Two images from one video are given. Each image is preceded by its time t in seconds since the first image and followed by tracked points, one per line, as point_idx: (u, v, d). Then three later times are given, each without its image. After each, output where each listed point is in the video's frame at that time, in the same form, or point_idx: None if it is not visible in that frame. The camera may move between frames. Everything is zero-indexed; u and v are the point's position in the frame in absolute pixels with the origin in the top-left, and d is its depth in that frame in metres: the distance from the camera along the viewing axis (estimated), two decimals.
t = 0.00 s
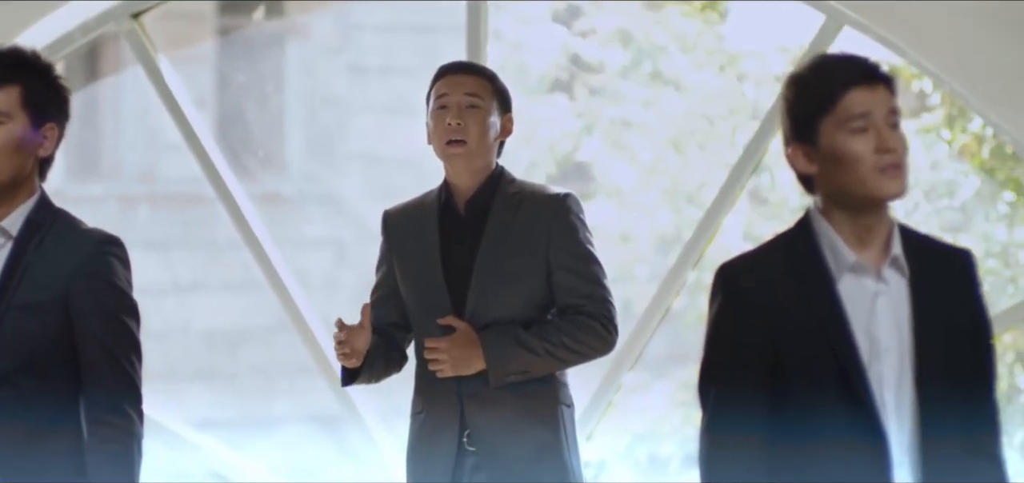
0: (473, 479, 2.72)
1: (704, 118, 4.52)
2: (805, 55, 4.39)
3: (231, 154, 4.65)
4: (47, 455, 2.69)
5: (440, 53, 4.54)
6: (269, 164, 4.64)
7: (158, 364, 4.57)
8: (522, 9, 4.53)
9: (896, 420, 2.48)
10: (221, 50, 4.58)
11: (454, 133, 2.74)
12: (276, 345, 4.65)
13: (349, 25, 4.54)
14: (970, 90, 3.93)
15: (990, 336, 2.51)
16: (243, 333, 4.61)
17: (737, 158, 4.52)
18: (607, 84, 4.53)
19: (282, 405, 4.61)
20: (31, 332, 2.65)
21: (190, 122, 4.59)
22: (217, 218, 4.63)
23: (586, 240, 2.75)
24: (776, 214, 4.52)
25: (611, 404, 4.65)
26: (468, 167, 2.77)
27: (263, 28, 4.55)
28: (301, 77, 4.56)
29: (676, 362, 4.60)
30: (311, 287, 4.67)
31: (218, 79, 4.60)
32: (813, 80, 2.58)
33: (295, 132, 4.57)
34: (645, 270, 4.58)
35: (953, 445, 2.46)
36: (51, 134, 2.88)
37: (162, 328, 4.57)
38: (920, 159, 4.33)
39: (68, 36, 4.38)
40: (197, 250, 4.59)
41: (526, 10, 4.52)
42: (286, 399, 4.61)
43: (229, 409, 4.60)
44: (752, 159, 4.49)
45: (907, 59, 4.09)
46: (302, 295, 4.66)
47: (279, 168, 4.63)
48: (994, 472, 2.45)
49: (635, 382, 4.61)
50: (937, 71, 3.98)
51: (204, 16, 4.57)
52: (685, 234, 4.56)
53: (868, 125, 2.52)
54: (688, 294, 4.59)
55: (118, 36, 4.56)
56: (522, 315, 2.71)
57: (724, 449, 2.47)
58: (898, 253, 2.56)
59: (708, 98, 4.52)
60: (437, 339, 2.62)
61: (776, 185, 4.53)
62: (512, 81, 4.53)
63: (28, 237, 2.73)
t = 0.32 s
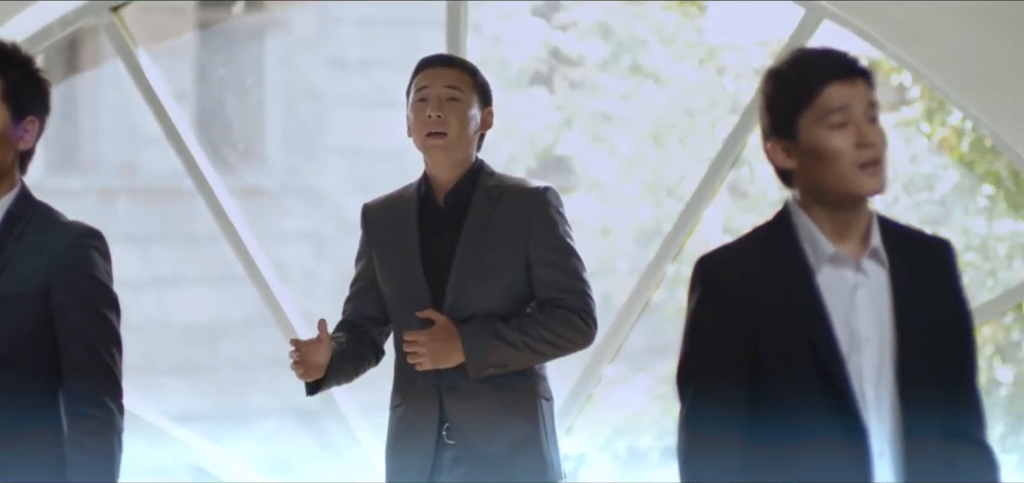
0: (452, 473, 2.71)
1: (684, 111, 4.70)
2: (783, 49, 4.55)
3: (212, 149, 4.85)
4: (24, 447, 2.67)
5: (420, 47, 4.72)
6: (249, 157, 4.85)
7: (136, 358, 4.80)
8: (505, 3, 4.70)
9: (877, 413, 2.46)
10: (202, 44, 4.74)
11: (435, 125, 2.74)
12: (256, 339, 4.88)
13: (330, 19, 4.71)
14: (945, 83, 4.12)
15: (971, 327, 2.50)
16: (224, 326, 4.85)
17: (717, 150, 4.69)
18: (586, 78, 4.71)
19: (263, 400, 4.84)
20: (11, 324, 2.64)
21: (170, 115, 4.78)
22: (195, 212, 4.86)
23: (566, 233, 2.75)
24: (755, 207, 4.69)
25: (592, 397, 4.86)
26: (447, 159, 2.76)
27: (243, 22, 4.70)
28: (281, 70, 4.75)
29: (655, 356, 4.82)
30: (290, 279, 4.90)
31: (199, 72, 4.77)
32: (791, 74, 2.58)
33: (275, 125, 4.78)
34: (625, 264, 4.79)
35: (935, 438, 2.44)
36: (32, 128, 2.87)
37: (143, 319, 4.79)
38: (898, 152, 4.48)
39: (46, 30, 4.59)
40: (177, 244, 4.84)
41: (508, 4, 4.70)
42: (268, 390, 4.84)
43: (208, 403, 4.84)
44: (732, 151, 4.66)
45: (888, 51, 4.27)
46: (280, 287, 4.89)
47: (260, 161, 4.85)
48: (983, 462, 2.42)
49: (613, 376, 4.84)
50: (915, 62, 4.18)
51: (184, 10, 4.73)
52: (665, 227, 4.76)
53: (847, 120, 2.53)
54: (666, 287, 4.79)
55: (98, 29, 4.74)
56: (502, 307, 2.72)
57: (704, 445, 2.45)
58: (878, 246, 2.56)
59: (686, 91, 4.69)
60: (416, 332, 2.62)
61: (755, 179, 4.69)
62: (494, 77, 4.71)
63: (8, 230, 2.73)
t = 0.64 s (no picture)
0: (429, 469, 2.72)
1: (663, 105, 4.84)
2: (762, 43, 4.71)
3: (190, 144, 4.98)
4: None
5: (398, 42, 4.87)
6: (226, 150, 4.99)
7: (113, 352, 4.89)
8: None
9: (856, 409, 2.45)
10: (179, 37, 4.89)
11: (412, 119, 2.74)
12: (233, 334, 4.99)
13: (308, 16, 4.88)
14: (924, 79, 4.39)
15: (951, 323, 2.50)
16: (204, 322, 4.94)
17: (695, 144, 4.83)
18: (564, 72, 4.86)
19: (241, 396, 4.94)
20: None
21: (147, 110, 4.91)
22: (173, 206, 4.99)
23: (543, 228, 2.75)
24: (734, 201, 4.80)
25: (570, 391, 4.97)
26: (424, 153, 2.76)
27: (220, 15, 4.86)
28: (257, 65, 4.89)
29: (634, 351, 4.93)
30: (269, 273, 5.01)
31: (177, 66, 4.90)
32: (768, 69, 2.58)
33: (252, 120, 4.91)
34: (603, 258, 4.91)
35: (914, 433, 2.43)
36: (10, 122, 2.82)
37: (119, 316, 4.89)
38: (876, 147, 4.61)
39: (24, 23, 4.75)
40: (153, 240, 4.96)
41: None
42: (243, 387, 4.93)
43: (187, 399, 4.94)
44: (711, 144, 4.79)
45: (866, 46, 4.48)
46: (260, 283, 4.99)
47: (237, 155, 4.98)
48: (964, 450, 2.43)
49: (592, 371, 4.95)
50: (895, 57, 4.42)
51: (161, 6, 4.89)
52: (643, 222, 4.88)
53: (825, 115, 2.52)
54: (645, 282, 4.91)
55: (76, 23, 4.89)
56: (479, 303, 2.72)
57: (683, 443, 2.41)
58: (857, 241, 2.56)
59: (666, 86, 4.83)
60: (393, 327, 2.63)
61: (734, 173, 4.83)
62: (472, 69, 4.85)
63: None
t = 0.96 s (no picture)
0: (404, 461, 2.73)
1: (641, 97, 4.86)
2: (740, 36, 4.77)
3: (166, 138, 4.93)
4: None
5: (376, 33, 4.88)
6: (203, 143, 4.95)
7: (90, 345, 4.80)
8: None
9: (833, 399, 2.45)
10: (157, 29, 4.89)
11: (388, 111, 2.74)
12: (209, 326, 4.90)
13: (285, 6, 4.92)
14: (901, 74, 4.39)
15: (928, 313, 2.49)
16: (180, 313, 4.87)
17: (673, 136, 4.84)
18: (541, 65, 4.88)
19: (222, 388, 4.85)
20: None
21: (123, 103, 4.86)
22: (149, 197, 4.90)
23: (519, 220, 2.75)
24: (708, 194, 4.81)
25: (547, 384, 4.88)
26: (401, 144, 2.77)
27: (198, 8, 4.88)
28: (236, 57, 4.91)
29: (610, 343, 4.89)
30: (246, 266, 4.95)
31: (154, 58, 4.89)
32: (746, 61, 2.56)
33: (228, 114, 4.92)
34: (581, 250, 4.87)
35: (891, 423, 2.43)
36: None
37: (94, 309, 4.80)
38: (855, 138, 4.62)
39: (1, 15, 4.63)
40: (129, 233, 4.86)
41: None
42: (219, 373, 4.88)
43: (158, 388, 4.85)
44: (688, 137, 4.80)
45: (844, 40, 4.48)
46: (235, 275, 4.94)
47: (213, 147, 4.96)
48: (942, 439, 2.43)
49: (568, 362, 4.88)
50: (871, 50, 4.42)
51: None
52: (620, 215, 4.86)
53: (804, 107, 2.51)
54: (622, 275, 4.86)
55: (50, 15, 4.78)
56: (455, 295, 2.72)
57: (662, 435, 2.40)
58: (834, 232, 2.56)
59: (642, 78, 4.86)
60: (368, 319, 2.64)
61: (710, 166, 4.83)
62: (449, 63, 4.86)
63: None
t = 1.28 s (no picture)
0: (378, 450, 2.72)
1: (618, 85, 4.91)
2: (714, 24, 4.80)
3: (140, 125, 5.03)
4: None
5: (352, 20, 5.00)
6: (178, 131, 5.06)
7: (66, 332, 4.97)
8: None
9: (807, 387, 2.43)
10: (131, 18, 5.00)
11: (359, 99, 2.77)
12: (184, 314, 5.03)
13: None
14: (881, 64, 4.45)
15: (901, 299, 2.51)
16: (154, 300, 5.01)
17: (648, 125, 4.87)
18: (517, 52, 4.95)
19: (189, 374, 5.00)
20: None
21: (98, 95, 4.98)
22: (122, 185, 5.02)
23: (491, 209, 2.76)
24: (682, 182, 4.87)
25: (521, 374, 4.95)
26: (372, 132, 2.80)
27: None
28: (209, 46, 5.00)
29: (585, 330, 4.95)
30: (220, 252, 5.08)
31: (129, 48, 5.01)
32: (721, 48, 2.55)
33: (201, 103, 5.02)
34: (556, 238, 4.94)
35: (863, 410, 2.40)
36: None
37: (69, 296, 4.95)
38: (830, 126, 4.70)
39: None
40: (101, 218, 4.99)
41: None
42: (190, 359, 5.01)
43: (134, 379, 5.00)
44: (662, 125, 4.83)
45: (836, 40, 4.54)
46: (208, 261, 5.06)
47: (187, 135, 5.06)
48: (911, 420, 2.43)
49: (544, 350, 4.94)
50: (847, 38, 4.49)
51: None
52: (593, 204, 4.93)
53: (777, 95, 2.50)
54: (597, 263, 4.93)
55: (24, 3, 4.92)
56: (429, 283, 2.72)
57: (637, 421, 2.37)
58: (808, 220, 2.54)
59: (616, 66, 4.93)
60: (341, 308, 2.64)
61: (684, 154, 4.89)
62: (423, 51, 4.97)
63: None
